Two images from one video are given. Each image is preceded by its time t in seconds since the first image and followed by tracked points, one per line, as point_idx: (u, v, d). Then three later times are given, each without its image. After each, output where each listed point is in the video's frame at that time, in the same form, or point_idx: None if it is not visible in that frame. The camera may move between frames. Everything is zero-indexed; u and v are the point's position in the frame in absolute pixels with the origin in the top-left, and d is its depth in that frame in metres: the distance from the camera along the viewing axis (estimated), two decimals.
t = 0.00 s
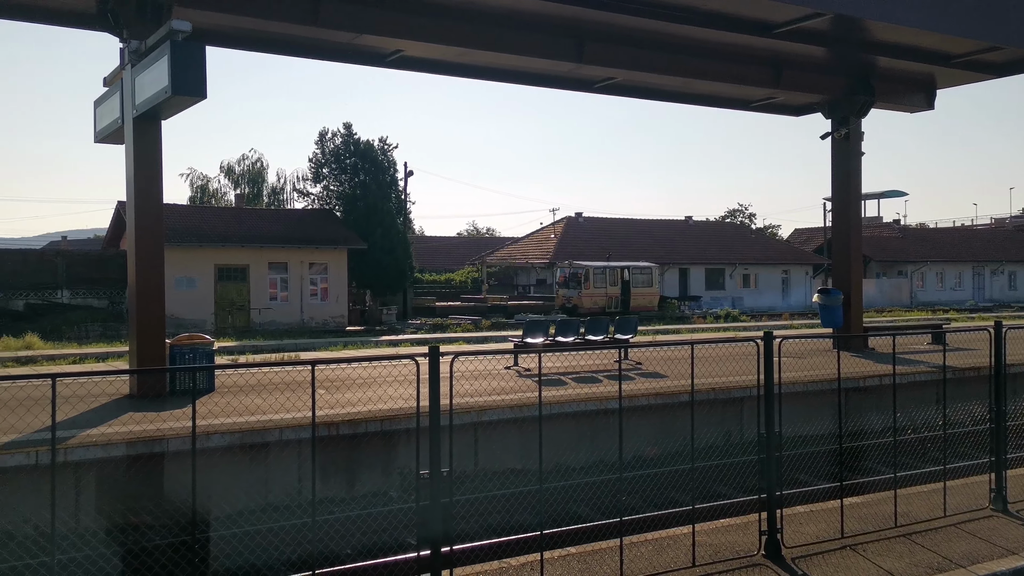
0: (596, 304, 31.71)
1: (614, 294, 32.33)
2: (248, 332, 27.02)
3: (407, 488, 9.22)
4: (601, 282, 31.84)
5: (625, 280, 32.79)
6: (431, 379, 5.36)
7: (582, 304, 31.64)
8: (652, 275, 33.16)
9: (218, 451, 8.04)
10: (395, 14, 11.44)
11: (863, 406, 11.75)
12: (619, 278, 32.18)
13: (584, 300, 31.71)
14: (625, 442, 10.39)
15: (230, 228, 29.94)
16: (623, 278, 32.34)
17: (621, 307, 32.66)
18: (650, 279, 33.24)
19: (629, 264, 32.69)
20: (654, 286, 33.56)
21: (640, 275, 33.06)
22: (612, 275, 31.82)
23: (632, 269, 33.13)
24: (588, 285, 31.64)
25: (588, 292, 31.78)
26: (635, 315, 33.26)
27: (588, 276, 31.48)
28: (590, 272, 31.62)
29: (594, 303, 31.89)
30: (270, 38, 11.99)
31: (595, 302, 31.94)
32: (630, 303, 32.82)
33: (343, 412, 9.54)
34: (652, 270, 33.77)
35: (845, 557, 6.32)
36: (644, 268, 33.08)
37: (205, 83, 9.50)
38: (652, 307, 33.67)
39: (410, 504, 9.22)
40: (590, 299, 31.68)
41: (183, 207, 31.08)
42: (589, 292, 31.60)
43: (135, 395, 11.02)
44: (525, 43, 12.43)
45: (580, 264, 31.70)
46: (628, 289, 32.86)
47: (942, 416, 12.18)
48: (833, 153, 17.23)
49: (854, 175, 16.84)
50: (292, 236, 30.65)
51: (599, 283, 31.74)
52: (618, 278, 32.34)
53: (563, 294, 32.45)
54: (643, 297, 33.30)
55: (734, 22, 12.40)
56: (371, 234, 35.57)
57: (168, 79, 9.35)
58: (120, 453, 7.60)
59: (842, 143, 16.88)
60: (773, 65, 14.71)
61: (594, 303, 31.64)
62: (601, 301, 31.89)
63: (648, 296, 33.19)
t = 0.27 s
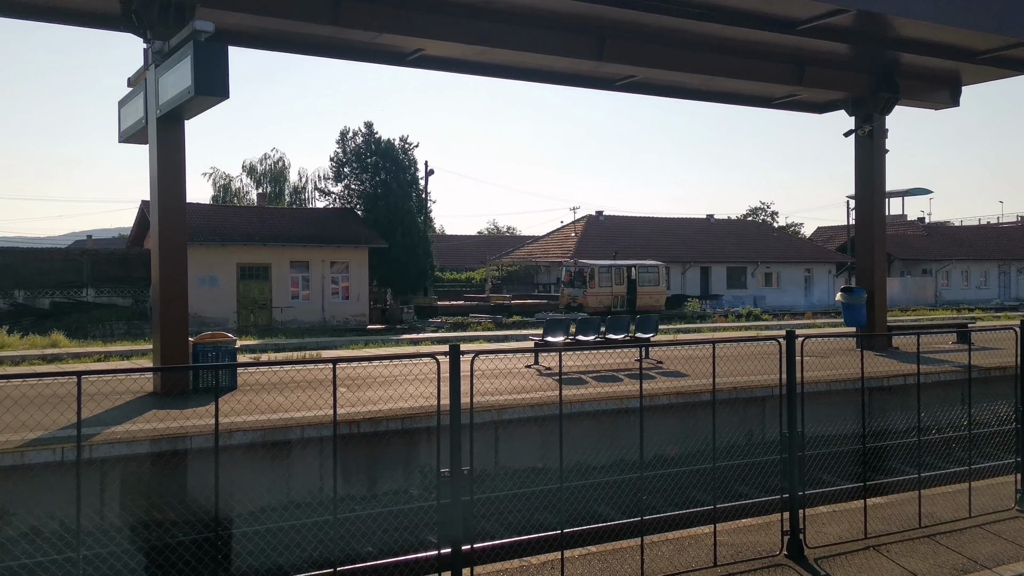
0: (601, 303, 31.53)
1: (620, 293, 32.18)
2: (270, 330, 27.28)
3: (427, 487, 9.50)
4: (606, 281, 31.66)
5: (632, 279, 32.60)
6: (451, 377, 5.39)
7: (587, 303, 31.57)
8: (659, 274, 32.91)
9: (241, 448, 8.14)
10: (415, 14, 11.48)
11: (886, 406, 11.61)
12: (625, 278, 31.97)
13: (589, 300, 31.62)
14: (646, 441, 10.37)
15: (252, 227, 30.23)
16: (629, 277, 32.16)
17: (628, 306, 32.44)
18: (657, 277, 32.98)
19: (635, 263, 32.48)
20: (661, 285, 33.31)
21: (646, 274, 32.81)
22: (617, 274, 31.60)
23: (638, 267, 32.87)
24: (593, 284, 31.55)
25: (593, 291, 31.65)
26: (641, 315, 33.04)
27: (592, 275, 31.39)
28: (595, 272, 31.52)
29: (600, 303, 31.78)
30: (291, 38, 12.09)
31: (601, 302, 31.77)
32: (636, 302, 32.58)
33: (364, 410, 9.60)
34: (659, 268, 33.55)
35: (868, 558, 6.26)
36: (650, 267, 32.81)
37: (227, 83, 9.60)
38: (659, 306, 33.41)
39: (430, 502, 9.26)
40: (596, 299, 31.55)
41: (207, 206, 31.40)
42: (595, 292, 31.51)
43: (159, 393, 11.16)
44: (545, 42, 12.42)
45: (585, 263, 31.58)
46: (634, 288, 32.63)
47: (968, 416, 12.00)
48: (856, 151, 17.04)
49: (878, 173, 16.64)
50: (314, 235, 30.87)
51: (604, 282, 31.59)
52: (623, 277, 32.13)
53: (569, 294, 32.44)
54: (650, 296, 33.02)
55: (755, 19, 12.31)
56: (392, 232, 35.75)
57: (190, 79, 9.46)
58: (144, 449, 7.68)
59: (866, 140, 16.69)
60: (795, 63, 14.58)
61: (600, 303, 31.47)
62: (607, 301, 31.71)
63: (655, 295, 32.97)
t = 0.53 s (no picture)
0: (606, 302, 31.44)
1: (624, 292, 32.13)
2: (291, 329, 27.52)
3: (448, 486, 9.45)
4: (610, 280, 31.57)
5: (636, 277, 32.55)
6: (471, 376, 5.42)
7: (591, 303, 31.33)
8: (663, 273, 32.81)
9: (262, 446, 8.24)
10: (436, 13, 11.53)
11: (909, 406, 11.51)
12: (629, 276, 31.89)
13: (593, 299, 31.43)
14: (666, 440, 10.35)
15: (274, 226, 30.53)
16: (634, 275, 32.10)
17: (632, 305, 32.35)
18: (662, 276, 32.82)
19: (639, 262, 32.43)
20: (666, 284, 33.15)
21: (651, 272, 32.68)
22: (622, 273, 31.51)
23: (643, 266, 32.74)
24: (597, 283, 31.33)
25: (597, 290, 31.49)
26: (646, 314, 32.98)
27: (597, 275, 31.13)
28: (599, 271, 31.20)
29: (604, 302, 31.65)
30: (313, 37, 12.19)
31: (605, 301, 31.67)
32: (641, 301, 32.52)
33: (384, 408, 9.66)
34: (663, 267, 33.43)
35: (890, 558, 6.22)
36: (655, 266, 32.64)
37: (249, 83, 9.69)
38: (665, 306, 33.24)
39: (450, 501, 9.32)
40: (600, 298, 31.41)
41: (229, 205, 31.71)
42: (599, 290, 31.35)
43: (182, 390, 11.29)
44: (565, 40, 12.41)
45: (589, 262, 31.29)
46: (639, 287, 32.51)
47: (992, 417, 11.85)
48: (879, 149, 16.87)
49: (901, 171, 16.46)
50: (335, 234, 31.13)
51: (608, 281, 31.44)
52: (628, 276, 32.06)
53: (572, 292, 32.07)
54: (655, 295, 32.86)
55: (777, 16, 12.23)
56: (412, 232, 35.94)
57: (213, 80, 9.56)
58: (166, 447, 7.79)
59: (889, 138, 16.52)
60: (818, 60, 14.46)
61: (604, 302, 31.36)
62: (611, 300, 31.64)
63: (661, 295, 32.82)
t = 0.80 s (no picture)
0: (606, 301, 31.28)
1: (626, 291, 31.97)
2: (308, 328, 27.68)
3: (463, 484, 9.57)
4: (610, 280, 31.45)
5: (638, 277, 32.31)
6: (487, 376, 5.43)
7: (592, 302, 31.21)
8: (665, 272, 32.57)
9: (279, 444, 8.32)
10: (453, 13, 11.56)
11: (928, 406, 11.40)
12: (630, 275, 31.74)
13: (594, 299, 31.31)
14: (683, 440, 10.32)
15: (292, 225, 30.74)
16: (635, 274, 31.91)
17: (634, 305, 32.08)
18: (664, 275, 32.50)
19: (642, 261, 32.22)
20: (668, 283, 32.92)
21: (653, 271, 32.44)
22: (623, 272, 31.35)
23: (644, 266, 32.48)
24: (598, 282, 31.17)
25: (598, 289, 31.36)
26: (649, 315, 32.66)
27: (598, 274, 31.02)
28: (599, 270, 31.03)
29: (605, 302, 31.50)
30: (331, 37, 12.26)
31: (606, 300, 31.54)
32: (643, 301, 32.19)
33: (401, 407, 9.70)
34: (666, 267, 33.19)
35: (908, 560, 6.17)
36: (656, 265, 32.34)
37: (266, 83, 9.77)
38: (668, 305, 32.87)
39: (466, 499, 9.36)
40: (600, 297, 31.28)
41: (246, 204, 31.91)
42: (600, 289, 31.18)
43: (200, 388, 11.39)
44: (583, 38, 12.40)
45: (589, 261, 31.13)
46: (640, 286, 32.24)
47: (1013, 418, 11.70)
48: (898, 147, 16.71)
49: (921, 169, 16.30)
50: (353, 233, 31.31)
51: (609, 280, 31.28)
52: (629, 275, 31.94)
53: (573, 291, 31.91)
54: (657, 295, 32.51)
55: (796, 14, 12.15)
56: (429, 231, 36.06)
57: (231, 80, 9.65)
58: (184, 445, 7.90)
59: (908, 137, 16.36)
60: (837, 58, 14.34)
61: (604, 301, 31.26)
62: (612, 299, 31.44)
63: (663, 294, 32.52)
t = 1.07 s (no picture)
0: (601, 301, 31.11)
1: (621, 291, 31.67)
2: (320, 327, 27.79)
3: (474, 482, 9.48)
4: (605, 279, 31.19)
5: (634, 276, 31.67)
6: (497, 375, 5.44)
7: (585, 301, 31.19)
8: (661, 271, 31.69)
9: (290, 443, 8.36)
10: (464, 13, 11.59)
11: (940, 406, 11.33)
12: (626, 275, 31.30)
13: (588, 298, 31.26)
14: (693, 440, 10.32)
15: (304, 224, 30.91)
16: (631, 274, 31.49)
17: (629, 305, 31.38)
18: (660, 275, 31.74)
19: (637, 260, 31.59)
20: (665, 283, 32.02)
21: (649, 271, 31.66)
22: (616, 271, 30.90)
23: (640, 266, 31.94)
24: (592, 282, 31.13)
25: (593, 288, 31.31)
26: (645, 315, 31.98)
27: (592, 273, 30.93)
28: (593, 270, 31.02)
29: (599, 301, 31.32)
30: (342, 37, 12.31)
31: (601, 300, 31.42)
32: (639, 301, 31.55)
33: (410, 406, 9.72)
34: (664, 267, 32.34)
35: (921, 561, 6.13)
36: (652, 265, 31.64)
37: (278, 82, 9.83)
38: (664, 305, 32.15)
39: (477, 498, 9.39)
40: (595, 297, 31.17)
41: (258, 204, 32.01)
42: (594, 289, 31.10)
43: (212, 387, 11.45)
44: (594, 38, 12.40)
45: (584, 261, 31.25)
46: (636, 286, 31.56)
47: None
48: (911, 147, 16.61)
49: (934, 169, 16.19)
50: (364, 233, 31.47)
51: (603, 280, 31.09)
52: (624, 275, 31.60)
53: (568, 291, 31.99)
54: (653, 294, 31.80)
55: (807, 13, 12.12)
56: (440, 231, 36.17)
57: (242, 79, 9.71)
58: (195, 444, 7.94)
59: (921, 137, 16.26)
60: (849, 57, 14.28)
61: (598, 301, 31.09)
62: (607, 299, 31.20)
63: (658, 294, 31.65)
